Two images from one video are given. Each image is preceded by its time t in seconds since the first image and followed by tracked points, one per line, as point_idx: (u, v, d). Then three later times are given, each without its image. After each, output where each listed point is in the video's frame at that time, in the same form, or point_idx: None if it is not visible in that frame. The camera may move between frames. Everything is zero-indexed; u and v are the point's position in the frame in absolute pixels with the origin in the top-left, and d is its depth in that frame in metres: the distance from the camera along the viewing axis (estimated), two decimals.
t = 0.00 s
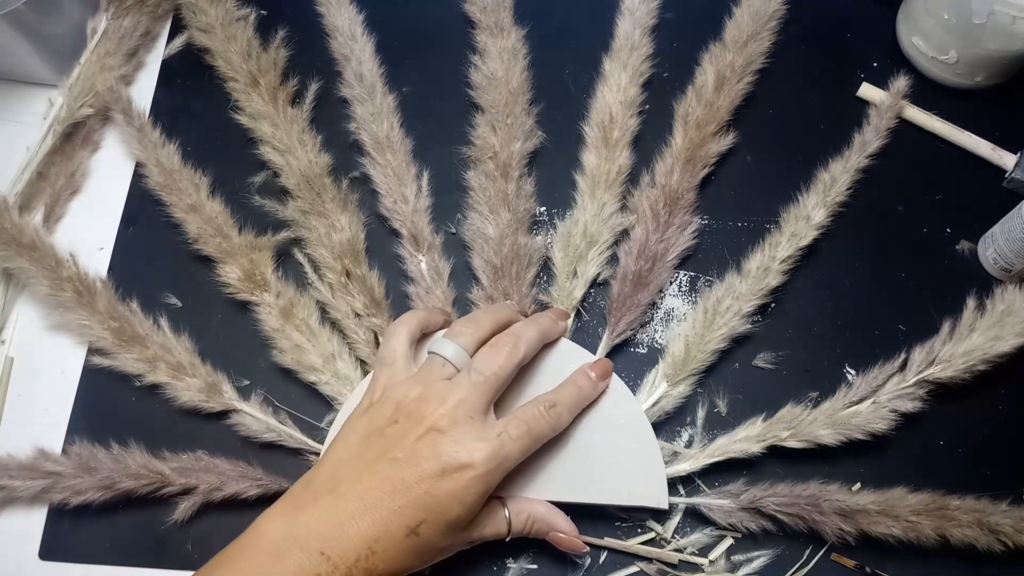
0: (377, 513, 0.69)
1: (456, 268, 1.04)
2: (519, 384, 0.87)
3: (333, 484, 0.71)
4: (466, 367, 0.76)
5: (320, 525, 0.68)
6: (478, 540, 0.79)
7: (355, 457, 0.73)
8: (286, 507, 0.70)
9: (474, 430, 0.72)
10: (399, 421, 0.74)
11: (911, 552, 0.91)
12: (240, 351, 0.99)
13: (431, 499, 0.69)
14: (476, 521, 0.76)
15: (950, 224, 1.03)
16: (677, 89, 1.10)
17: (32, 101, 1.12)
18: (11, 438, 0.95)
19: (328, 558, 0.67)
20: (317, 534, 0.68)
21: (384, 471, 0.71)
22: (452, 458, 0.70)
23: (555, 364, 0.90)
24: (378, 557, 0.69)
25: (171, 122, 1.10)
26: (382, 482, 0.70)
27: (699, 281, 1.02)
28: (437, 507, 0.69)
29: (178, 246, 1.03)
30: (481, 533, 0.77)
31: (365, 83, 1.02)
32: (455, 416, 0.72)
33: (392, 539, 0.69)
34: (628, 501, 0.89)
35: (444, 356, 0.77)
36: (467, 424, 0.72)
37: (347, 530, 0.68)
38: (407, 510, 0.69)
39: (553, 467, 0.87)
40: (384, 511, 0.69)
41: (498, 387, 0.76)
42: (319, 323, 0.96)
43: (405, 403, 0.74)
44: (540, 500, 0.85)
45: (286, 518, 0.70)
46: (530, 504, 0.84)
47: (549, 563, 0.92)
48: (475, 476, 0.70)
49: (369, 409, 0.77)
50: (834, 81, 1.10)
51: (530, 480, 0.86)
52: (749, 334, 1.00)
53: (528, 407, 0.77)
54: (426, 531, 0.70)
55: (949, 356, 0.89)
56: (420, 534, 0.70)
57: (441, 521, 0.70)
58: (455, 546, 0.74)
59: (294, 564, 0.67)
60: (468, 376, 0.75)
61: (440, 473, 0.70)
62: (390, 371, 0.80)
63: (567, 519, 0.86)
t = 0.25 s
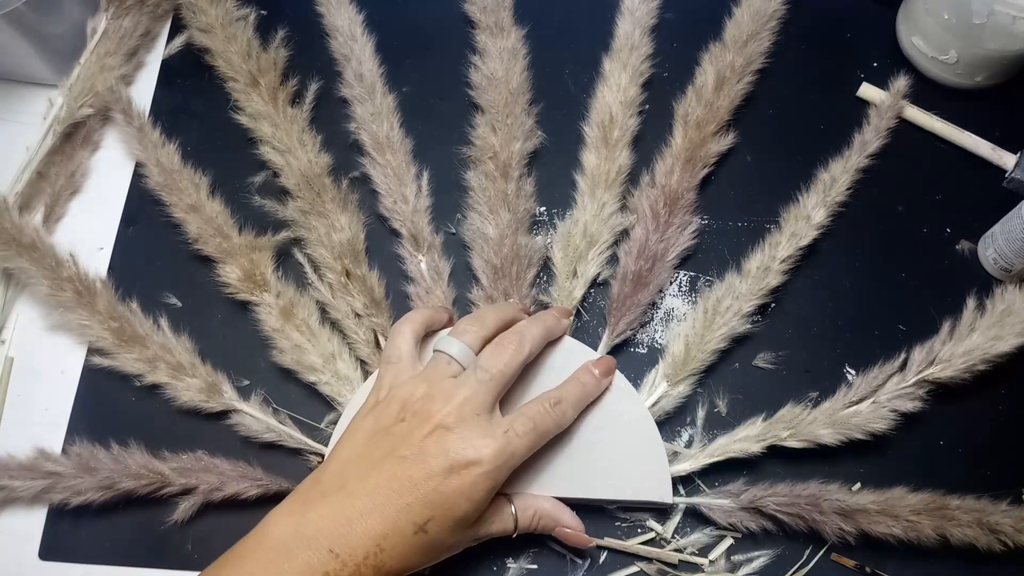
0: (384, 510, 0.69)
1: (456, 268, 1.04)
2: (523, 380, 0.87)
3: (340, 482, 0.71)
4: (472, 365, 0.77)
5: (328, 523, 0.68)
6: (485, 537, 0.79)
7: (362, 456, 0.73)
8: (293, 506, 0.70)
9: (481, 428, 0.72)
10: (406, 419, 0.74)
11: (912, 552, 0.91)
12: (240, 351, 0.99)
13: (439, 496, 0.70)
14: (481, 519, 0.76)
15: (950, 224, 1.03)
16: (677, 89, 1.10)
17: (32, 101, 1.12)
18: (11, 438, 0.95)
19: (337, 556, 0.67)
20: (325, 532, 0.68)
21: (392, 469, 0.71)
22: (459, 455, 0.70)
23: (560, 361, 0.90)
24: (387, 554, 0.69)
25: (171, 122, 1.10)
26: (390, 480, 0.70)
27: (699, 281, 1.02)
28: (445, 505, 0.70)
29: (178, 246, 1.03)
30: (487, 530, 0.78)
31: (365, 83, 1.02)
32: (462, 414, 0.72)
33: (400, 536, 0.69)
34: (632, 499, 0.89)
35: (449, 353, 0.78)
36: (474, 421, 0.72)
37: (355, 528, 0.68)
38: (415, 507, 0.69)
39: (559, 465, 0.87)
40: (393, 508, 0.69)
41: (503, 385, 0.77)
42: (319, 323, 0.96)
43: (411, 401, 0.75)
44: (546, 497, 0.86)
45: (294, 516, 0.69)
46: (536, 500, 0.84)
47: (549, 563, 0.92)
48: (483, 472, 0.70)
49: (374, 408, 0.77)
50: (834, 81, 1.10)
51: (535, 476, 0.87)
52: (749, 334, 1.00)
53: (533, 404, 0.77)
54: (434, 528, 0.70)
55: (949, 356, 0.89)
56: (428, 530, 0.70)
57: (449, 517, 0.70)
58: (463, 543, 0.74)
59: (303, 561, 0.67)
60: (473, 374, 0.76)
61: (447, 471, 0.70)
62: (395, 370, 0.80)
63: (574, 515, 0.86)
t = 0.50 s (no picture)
0: (386, 512, 0.69)
1: (455, 269, 1.04)
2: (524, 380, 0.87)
3: (341, 484, 0.71)
4: (472, 365, 0.77)
5: (330, 526, 0.69)
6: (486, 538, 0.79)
7: (363, 458, 0.73)
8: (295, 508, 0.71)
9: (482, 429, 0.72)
10: (408, 421, 0.74)
11: (912, 551, 0.91)
12: (240, 351, 1.00)
13: (441, 498, 0.69)
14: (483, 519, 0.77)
15: (950, 224, 1.03)
16: (677, 89, 1.10)
17: (32, 101, 1.12)
18: (12, 438, 0.95)
19: (339, 558, 0.67)
20: (327, 534, 0.68)
21: (393, 471, 0.71)
22: (461, 456, 0.71)
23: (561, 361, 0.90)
24: (389, 556, 0.69)
25: (171, 122, 1.10)
26: (391, 481, 0.70)
27: (699, 281, 1.02)
28: (447, 506, 0.70)
29: (178, 246, 1.04)
30: (489, 531, 0.78)
31: (365, 83, 1.02)
32: (464, 415, 0.73)
33: (402, 538, 0.69)
34: (633, 499, 0.89)
35: (449, 353, 0.78)
36: (475, 422, 0.72)
37: (357, 530, 0.68)
38: (416, 509, 0.69)
39: (559, 464, 0.88)
40: (394, 509, 0.69)
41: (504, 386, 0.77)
42: (319, 323, 0.96)
43: (411, 402, 0.75)
44: (546, 496, 0.86)
45: (296, 519, 0.70)
46: (536, 500, 0.84)
47: (549, 563, 0.92)
48: (484, 473, 0.70)
49: (376, 410, 0.77)
50: (834, 81, 1.10)
51: (536, 476, 0.87)
52: (749, 334, 1.00)
53: (533, 405, 0.77)
54: (436, 530, 0.70)
55: (949, 357, 0.89)
56: (430, 532, 0.70)
57: (450, 518, 0.70)
58: (465, 544, 0.74)
59: (304, 563, 0.67)
60: (474, 374, 0.76)
61: (449, 472, 0.70)
62: (395, 371, 0.80)
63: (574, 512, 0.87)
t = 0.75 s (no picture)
0: (386, 514, 0.69)
1: (457, 268, 1.04)
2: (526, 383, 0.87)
3: (341, 485, 0.71)
4: (474, 368, 0.76)
5: (330, 526, 0.68)
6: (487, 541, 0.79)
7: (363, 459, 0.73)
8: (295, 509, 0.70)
9: (484, 432, 0.72)
10: (408, 422, 0.74)
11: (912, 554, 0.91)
12: (241, 349, 0.99)
13: (441, 500, 0.69)
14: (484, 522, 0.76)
15: (950, 224, 1.03)
16: (677, 89, 1.11)
17: (32, 101, 1.12)
18: (10, 437, 0.94)
19: (339, 559, 0.67)
20: (327, 535, 0.68)
21: (394, 472, 0.70)
22: (462, 459, 0.70)
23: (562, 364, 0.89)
24: (388, 558, 0.69)
25: (171, 121, 1.10)
26: (391, 483, 0.70)
27: (699, 281, 1.02)
28: (447, 509, 0.69)
29: (179, 244, 1.03)
30: (489, 534, 0.77)
31: (367, 82, 1.02)
32: (465, 417, 0.72)
33: (402, 540, 0.69)
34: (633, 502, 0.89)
35: (450, 355, 0.77)
36: (477, 425, 0.72)
37: (357, 531, 0.68)
38: (416, 511, 0.69)
39: (559, 466, 0.87)
40: (394, 511, 0.69)
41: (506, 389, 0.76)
42: (321, 321, 0.96)
43: (412, 404, 0.74)
44: (546, 497, 0.86)
45: (296, 519, 0.69)
46: (537, 502, 0.84)
47: (550, 562, 0.91)
48: (484, 476, 0.70)
49: (376, 410, 0.77)
50: (834, 82, 1.10)
51: (534, 478, 0.86)
52: (750, 337, 1.00)
53: (536, 409, 0.77)
54: (435, 532, 0.69)
55: (950, 363, 0.89)
56: (430, 534, 0.69)
57: (450, 521, 0.70)
58: (464, 547, 0.74)
59: (303, 564, 0.67)
60: (476, 376, 0.75)
61: (450, 474, 0.70)
62: (396, 372, 0.79)
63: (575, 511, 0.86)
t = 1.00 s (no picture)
0: (393, 529, 0.69)
1: (457, 268, 1.04)
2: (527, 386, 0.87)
3: (346, 501, 0.71)
4: (479, 381, 0.77)
5: (338, 543, 0.69)
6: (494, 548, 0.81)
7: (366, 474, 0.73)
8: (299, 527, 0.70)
9: (488, 446, 0.73)
10: (413, 437, 0.74)
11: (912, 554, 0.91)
12: (241, 349, 0.99)
13: (448, 514, 0.70)
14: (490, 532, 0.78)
15: (950, 224, 1.03)
16: (678, 89, 1.11)
17: (32, 101, 1.12)
18: (10, 437, 0.94)
19: None
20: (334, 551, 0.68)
21: (400, 487, 0.71)
22: (468, 474, 0.72)
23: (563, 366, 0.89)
24: (395, 573, 0.69)
25: (172, 120, 1.10)
26: (397, 499, 0.71)
27: (699, 281, 1.02)
28: (455, 523, 0.71)
29: (179, 244, 1.03)
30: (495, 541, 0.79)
31: (367, 82, 1.02)
32: (470, 432, 0.73)
33: (409, 555, 0.69)
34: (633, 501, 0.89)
35: (454, 368, 0.78)
36: (482, 440, 0.74)
37: (365, 548, 0.68)
38: (423, 525, 0.70)
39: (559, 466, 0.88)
40: (401, 526, 0.69)
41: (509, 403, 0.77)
42: (321, 320, 0.96)
43: (417, 417, 0.75)
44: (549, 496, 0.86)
45: (301, 536, 0.69)
46: (540, 505, 0.84)
47: (549, 562, 0.91)
48: (491, 490, 0.72)
49: (378, 424, 0.77)
50: (834, 81, 1.10)
51: (534, 478, 0.87)
52: (750, 337, 1.00)
53: (539, 418, 0.78)
54: (442, 547, 0.70)
55: (949, 364, 0.89)
56: (436, 549, 0.70)
57: (456, 535, 0.71)
58: (468, 561, 0.75)
59: None
60: (481, 390, 0.76)
61: (457, 489, 0.71)
62: (401, 385, 0.80)
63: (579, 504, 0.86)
